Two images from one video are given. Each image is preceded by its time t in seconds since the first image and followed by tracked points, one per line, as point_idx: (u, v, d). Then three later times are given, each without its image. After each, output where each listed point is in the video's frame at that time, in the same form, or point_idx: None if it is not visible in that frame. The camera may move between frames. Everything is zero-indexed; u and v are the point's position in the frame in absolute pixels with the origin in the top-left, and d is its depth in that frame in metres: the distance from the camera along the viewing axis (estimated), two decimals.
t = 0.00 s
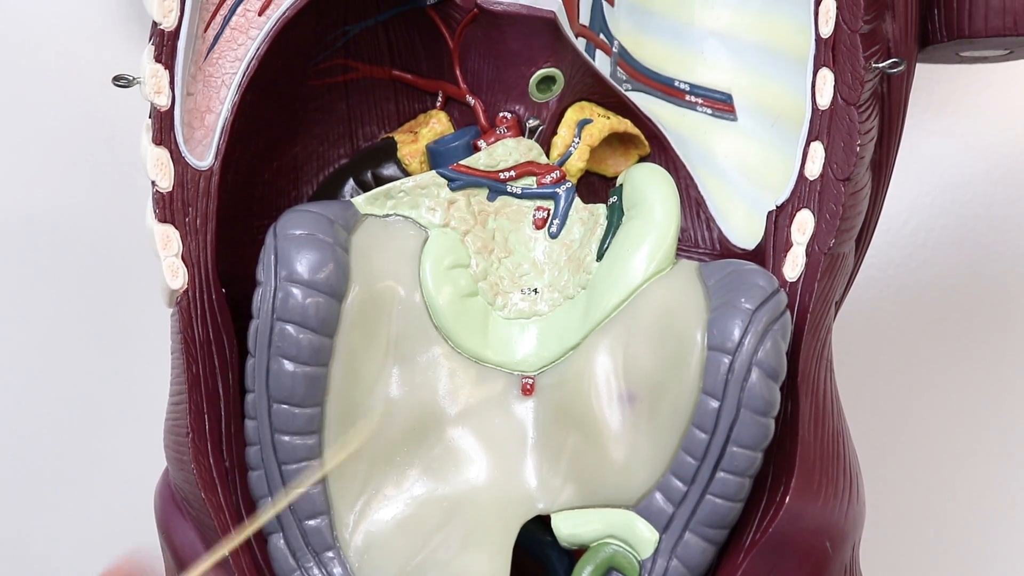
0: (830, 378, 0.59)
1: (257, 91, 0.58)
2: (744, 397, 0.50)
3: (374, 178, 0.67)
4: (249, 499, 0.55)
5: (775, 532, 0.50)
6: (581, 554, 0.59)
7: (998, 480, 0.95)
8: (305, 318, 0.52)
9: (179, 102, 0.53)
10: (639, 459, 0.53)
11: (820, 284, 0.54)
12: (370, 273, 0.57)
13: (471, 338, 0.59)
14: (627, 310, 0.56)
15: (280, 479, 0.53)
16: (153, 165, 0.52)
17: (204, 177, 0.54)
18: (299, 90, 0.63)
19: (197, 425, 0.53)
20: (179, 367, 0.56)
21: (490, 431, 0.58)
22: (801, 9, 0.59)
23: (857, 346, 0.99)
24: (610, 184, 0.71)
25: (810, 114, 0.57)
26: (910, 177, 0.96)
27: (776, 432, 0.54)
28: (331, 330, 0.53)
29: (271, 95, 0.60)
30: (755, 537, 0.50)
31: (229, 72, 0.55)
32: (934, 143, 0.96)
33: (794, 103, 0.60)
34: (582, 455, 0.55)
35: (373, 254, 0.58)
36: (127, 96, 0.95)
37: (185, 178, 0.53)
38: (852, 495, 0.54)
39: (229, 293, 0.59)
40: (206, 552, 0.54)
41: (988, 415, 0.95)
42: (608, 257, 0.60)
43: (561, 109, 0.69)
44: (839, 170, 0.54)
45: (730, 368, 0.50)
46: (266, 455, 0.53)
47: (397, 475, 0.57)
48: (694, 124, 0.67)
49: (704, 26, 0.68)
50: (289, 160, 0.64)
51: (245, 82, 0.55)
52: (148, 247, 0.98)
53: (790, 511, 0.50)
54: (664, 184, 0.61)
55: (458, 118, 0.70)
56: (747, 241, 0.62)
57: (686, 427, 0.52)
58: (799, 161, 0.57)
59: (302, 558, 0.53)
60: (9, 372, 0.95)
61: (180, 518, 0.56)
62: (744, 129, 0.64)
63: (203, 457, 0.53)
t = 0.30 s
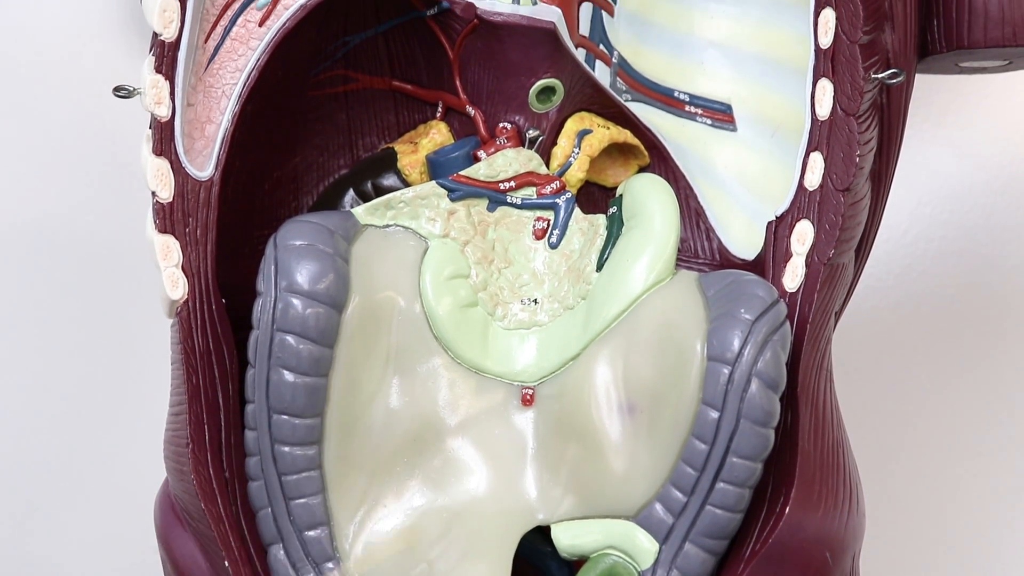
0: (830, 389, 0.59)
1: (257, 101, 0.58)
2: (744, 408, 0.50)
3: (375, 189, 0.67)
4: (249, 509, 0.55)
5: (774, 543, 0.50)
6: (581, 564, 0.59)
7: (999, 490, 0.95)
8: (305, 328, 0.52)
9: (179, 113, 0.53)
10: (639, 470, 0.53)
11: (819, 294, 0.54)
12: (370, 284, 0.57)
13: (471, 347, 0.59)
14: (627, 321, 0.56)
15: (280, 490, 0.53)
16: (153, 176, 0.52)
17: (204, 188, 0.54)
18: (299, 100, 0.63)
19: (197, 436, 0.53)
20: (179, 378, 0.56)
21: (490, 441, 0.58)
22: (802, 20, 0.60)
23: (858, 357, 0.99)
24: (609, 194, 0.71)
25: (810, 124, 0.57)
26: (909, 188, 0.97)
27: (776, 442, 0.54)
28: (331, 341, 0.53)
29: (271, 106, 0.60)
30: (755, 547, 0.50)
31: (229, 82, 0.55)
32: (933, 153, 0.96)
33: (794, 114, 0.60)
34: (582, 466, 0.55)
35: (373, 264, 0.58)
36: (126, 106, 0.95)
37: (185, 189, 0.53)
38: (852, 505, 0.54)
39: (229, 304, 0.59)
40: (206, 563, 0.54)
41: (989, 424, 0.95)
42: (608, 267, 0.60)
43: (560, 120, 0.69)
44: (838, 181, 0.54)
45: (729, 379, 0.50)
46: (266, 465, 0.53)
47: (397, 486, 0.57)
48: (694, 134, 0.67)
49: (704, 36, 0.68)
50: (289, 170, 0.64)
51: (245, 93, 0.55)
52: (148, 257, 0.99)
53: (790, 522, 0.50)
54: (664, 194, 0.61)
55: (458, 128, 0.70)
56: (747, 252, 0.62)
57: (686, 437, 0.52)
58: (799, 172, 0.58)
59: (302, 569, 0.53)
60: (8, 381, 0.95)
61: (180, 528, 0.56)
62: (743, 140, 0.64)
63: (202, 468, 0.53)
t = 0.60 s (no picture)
0: (830, 397, 0.59)
1: (258, 109, 0.59)
2: (744, 415, 0.49)
3: (375, 196, 0.67)
4: (249, 517, 0.55)
5: (775, 550, 0.49)
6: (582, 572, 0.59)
7: (1000, 498, 0.95)
8: (305, 335, 0.52)
9: (179, 121, 0.53)
10: (639, 477, 0.53)
11: (819, 302, 0.54)
12: (371, 291, 0.57)
13: (471, 355, 0.59)
14: (628, 328, 0.56)
15: (281, 497, 0.53)
16: (153, 183, 0.52)
17: (205, 196, 0.54)
18: (299, 108, 0.63)
19: (198, 443, 0.53)
20: (179, 386, 0.56)
21: (490, 449, 0.58)
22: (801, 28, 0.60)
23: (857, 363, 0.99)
24: (609, 202, 0.72)
25: (810, 132, 0.57)
26: (908, 195, 0.97)
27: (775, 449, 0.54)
28: (332, 348, 0.53)
29: (272, 113, 0.61)
30: (755, 555, 0.50)
31: (229, 90, 0.56)
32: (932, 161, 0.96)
33: (793, 121, 0.60)
34: (583, 473, 0.55)
35: (374, 271, 0.58)
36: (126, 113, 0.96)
37: (186, 197, 0.53)
38: (853, 512, 0.54)
39: (230, 312, 0.59)
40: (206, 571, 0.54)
41: (989, 432, 0.95)
42: (608, 275, 0.60)
43: (561, 127, 0.70)
44: (838, 188, 0.54)
45: (729, 387, 0.50)
46: (266, 472, 0.53)
47: (398, 493, 0.57)
48: (694, 141, 0.67)
49: (704, 44, 0.68)
50: (289, 178, 0.64)
51: (245, 101, 0.56)
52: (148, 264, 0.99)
53: (790, 529, 0.50)
54: (664, 202, 0.61)
55: (458, 135, 0.70)
56: (747, 259, 0.62)
57: (686, 445, 0.51)
58: (799, 180, 0.58)
59: None
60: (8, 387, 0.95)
61: (180, 536, 0.56)
62: (744, 147, 0.64)
63: (202, 475, 0.53)
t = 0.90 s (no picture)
0: (831, 397, 0.59)
1: (258, 109, 0.59)
2: (744, 415, 0.49)
3: (375, 196, 0.67)
4: (249, 517, 0.55)
5: (775, 550, 0.49)
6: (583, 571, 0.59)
7: (1000, 499, 0.95)
8: (305, 335, 0.52)
9: (179, 121, 0.53)
10: (639, 477, 0.53)
11: (820, 302, 0.54)
12: (370, 291, 0.57)
13: (471, 355, 0.59)
14: (628, 328, 0.56)
15: (281, 497, 0.53)
16: (154, 184, 0.52)
17: (205, 197, 0.54)
18: (299, 108, 0.63)
19: (197, 442, 0.53)
20: (179, 387, 0.56)
21: (490, 449, 0.58)
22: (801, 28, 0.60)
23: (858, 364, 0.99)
24: (609, 202, 0.72)
25: (810, 133, 0.57)
26: (909, 195, 0.97)
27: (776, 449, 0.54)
28: (332, 348, 0.53)
29: (272, 113, 0.61)
30: (756, 555, 0.50)
31: (229, 91, 0.56)
32: (933, 161, 0.96)
33: (793, 121, 0.60)
34: (583, 473, 0.55)
35: (374, 272, 0.58)
36: (126, 114, 0.96)
37: (186, 197, 0.53)
38: (853, 513, 0.54)
39: (230, 312, 0.59)
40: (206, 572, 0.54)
41: (989, 432, 0.95)
42: (609, 275, 0.60)
43: (561, 127, 0.70)
44: (839, 189, 0.54)
45: (729, 387, 0.50)
46: (266, 472, 0.53)
47: (397, 493, 0.56)
48: (694, 142, 0.67)
49: (704, 44, 0.68)
50: (290, 178, 0.64)
51: (245, 101, 0.56)
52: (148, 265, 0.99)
53: (791, 530, 0.50)
54: (663, 201, 0.61)
55: (459, 135, 0.70)
56: (747, 259, 0.62)
57: (686, 445, 0.51)
58: (799, 180, 0.58)
59: None
60: (8, 388, 0.95)
61: (180, 536, 0.56)
62: (744, 147, 0.64)
63: (202, 476, 0.52)
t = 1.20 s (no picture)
0: (831, 397, 0.58)
1: (258, 109, 0.59)
2: (745, 415, 0.49)
3: (375, 196, 0.67)
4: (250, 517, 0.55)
5: (775, 550, 0.49)
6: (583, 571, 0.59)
7: (999, 499, 0.95)
8: (305, 335, 0.52)
9: (180, 121, 0.53)
10: (639, 477, 0.53)
11: (820, 302, 0.54)
12: (370, 291, 0.57)
13: (471, 355, 0.59)
14: (628, 328, 0.56)
15: (281, 498, 0.53)
16: (154, 184, 0.52)
17: (205, 197, 0.54)
18: (299, 108, 0.63)
19: (198, 442, 0.53)
20: (179, 386, 0.56)
21: (490, 448, 0.58)
22: (801, 28, 0.60)
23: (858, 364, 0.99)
24: (610, 202, 0.72)
25: (810, 133, 0.57)
26: (909, 195, 0.97)
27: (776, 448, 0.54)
28: (332, 347, 0.53)
29: (272, 113, 0.60)
30: (756, 554, 0.50)
31: (229, 90, 0.56)
32: (933, 161, 0.96)
33: (793, 121, 0.60)
34: (583, 473, 0.55)
35: (374, 271, 0.58)
36: (126, 114, 0.96)
37: (186, 197, 0.53)
38: (853, 512, 0.54)
39: (231, 312, 0.59)
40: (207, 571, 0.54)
41: (989, 432, 0.95)
42: (609, 274, 0.60)
43: (561, 127, 0.70)
44: (839, 188, 0.54)
45: (729, 387, 0.50)
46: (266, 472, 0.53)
47: (398, 493, 0.57)
48: (694, 142, 0.67)
49: (704, 43, 0.68)
50: (290, 178, 0.65)
51: (246, 101, 0.56)
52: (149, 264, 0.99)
53: (791, 529, 0.50)
54: (663, 201, 0.61)
55: (459, 135, 0.70)
56: (747, 259, 0.62)
57: (686, 444, 0.51)
58: (798, 180, 0.58)
59: None
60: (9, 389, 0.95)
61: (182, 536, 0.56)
62: (744, 147, 0.64)
63: (203, 475, 0.53)
